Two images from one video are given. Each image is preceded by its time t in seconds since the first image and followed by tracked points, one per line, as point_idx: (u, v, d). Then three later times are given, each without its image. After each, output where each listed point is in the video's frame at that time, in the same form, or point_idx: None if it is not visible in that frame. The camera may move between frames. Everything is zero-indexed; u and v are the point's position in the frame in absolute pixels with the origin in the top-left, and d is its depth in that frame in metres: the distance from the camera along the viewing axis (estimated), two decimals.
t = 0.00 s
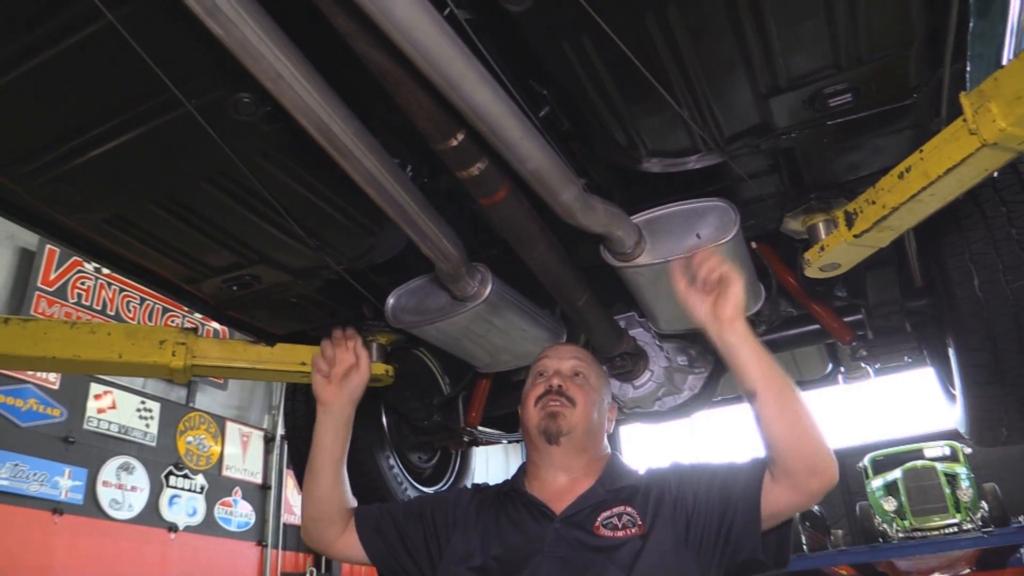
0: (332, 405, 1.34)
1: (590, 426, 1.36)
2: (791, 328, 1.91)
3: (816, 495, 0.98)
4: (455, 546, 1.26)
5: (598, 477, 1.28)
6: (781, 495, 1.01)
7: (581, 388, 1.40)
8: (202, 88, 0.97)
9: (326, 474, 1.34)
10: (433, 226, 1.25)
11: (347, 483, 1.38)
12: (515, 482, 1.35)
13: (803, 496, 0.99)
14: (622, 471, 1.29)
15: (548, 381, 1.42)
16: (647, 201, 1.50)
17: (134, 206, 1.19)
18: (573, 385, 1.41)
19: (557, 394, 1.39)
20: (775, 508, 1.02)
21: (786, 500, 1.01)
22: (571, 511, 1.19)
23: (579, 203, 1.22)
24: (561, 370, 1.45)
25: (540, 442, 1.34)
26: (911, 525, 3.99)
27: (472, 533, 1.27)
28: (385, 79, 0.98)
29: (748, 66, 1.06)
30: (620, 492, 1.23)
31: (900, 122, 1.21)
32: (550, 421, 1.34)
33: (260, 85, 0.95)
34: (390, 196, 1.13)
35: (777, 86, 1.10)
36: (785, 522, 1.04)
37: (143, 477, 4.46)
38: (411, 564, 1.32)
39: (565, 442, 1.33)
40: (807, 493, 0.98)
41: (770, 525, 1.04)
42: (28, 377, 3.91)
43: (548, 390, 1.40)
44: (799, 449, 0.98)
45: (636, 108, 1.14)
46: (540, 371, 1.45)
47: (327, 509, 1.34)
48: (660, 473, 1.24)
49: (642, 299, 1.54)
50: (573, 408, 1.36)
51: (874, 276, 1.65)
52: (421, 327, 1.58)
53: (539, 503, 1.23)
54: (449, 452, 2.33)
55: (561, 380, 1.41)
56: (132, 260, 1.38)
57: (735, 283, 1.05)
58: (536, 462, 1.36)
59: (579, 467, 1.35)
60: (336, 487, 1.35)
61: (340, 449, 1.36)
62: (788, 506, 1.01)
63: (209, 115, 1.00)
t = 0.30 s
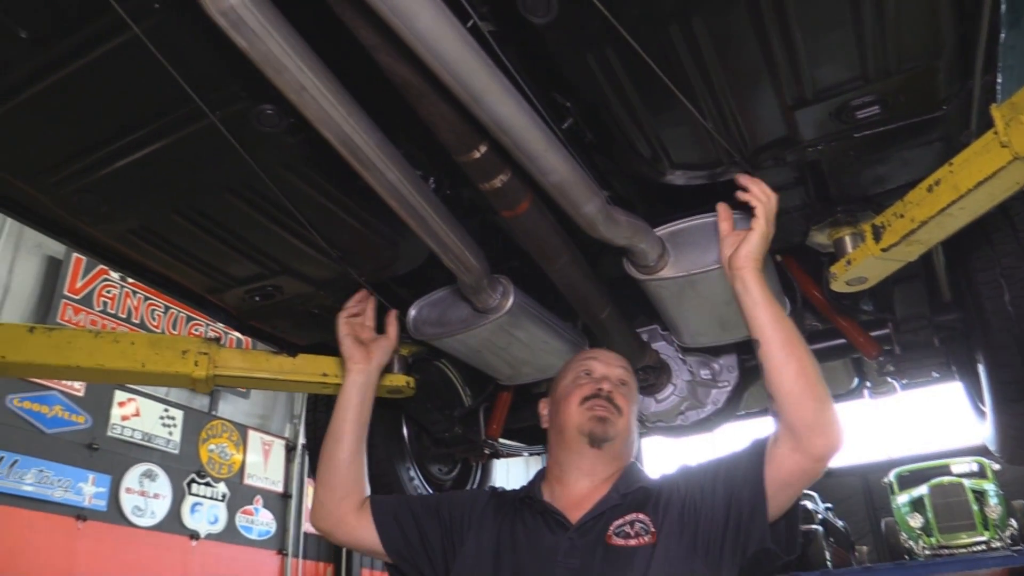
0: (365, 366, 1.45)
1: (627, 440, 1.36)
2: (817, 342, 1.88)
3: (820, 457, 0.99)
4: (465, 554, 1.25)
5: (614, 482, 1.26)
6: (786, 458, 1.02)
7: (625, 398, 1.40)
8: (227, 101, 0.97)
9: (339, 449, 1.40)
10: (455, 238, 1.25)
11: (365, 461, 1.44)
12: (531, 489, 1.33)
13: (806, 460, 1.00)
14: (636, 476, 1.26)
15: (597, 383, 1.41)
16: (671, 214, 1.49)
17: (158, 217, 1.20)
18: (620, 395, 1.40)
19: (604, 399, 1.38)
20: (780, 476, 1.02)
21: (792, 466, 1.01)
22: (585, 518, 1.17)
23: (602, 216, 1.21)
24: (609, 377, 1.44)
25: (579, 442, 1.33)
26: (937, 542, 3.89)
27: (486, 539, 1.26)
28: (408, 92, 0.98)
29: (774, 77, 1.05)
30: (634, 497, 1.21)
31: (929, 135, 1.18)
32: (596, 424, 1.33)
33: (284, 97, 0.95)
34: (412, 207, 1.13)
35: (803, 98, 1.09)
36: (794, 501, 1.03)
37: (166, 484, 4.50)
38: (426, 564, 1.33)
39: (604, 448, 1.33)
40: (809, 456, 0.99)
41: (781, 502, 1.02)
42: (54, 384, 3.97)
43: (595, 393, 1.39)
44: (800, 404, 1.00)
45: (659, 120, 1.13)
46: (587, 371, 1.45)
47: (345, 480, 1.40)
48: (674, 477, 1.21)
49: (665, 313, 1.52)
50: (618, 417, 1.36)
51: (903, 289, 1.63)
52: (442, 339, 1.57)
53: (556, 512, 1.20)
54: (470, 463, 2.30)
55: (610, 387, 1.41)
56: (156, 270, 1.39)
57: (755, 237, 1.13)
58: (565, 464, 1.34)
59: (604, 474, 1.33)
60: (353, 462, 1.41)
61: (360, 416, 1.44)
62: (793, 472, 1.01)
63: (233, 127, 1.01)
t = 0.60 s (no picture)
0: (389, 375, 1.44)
1: (657, 452, 1.33)
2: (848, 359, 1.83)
3: (857, 479, 0.96)
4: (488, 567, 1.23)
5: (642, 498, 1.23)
6: (822, 478, 0.98)
7: (659, 409, 1.37)
8: (252, 110, 0.97)
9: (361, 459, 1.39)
10: (479, 250, 1.24)
11: (388, 470, 1.42)
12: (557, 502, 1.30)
13: (843, 480, 0.96)
14: (665, 492, 1.23)
15: (631, 394, 1.39)
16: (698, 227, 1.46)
17: (184, 227, 1.21)
18: (654, 407, 1.37)
19: (638, 409, 1.36)
20: (814, 497, 0.99)
21: (828, 486, 0.97)
22: (612, 532, 1.15)
23: (628, 229, 1.19)
24: (645, 389, 1.41)
25: (607, 451, 1.31)
26: (970, 565, 3.79)
27: (509, 553, 1.23)
28: (433, 102, 0.97)
29: (806, 88, 1.02)
30: (664, 512, 1.18)
31: (966, 148, 1.15)
32: (626, 433, 1.31)
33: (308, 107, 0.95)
34: (436, 218, 1.13)
35: (836, 109, 1.06)
36: (829, 524, 0.99)
37: (191, 493, 4.52)
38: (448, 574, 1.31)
39: (632, 458, 1.30)
40: (846, 477, 0.96)
41: (815, 523, 0.99)
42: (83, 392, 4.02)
43: (629, 403, 1.37)
44: (840, 423, 0.97)
45: (687, 130, 1.11)
46: (623, 382, 1.42)
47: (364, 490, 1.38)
48: (705, 494, 1.18)
49: (692, 328, 1.49)
50: (650, 428, 1.33)
51: (936, 306, 1.58)
52: (465, 352, 1.56)
53: (582, 526, 1.18)
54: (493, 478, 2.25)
55: (645, 398, 1.38)
56: (181, 279, 1.39)
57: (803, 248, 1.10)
58: (593, 474, 1.32)
59: (633, 488, 1.31)
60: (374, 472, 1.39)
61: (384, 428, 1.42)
62: (828, 492, 0.98)
63: (258, 136, 1.01)
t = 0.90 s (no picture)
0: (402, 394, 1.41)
1: (677, 474, 1.30)
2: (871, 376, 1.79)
3: (886, 506, 0.92)
4: None
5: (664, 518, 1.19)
6: (851, 504, 0.95)
7: (678, 430, 1.34)
8: (259, 124, 0.96)
9: (371, 476, 1.36)
10: (490, 266, 1.22)
11: (399, 492, 1.39)
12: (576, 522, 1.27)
13: (873, 507, 0.93)
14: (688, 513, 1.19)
15: (650, 413, 1.36)
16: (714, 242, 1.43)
17: (193, 244, 1.20)
18: (674, 427, 1.34)
19: (657, 430, 1.33)
20: (842, 522, 0.96)
21: (856, 513, 0.94)
22: (634, 554, 1.11)
23: (643, 243, 1.17)
24: (665, 409, 1.38)
25: (626, 473, 1.27)
26: None
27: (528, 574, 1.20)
28: (442, 116, 0.95)
29: (823, 97, 1.00)
30: (686, 533, 1.14)
31: (990, 157, 1.12)
32: (646, 454, 1.28)
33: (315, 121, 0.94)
34: (446, 233, 1.11)
35: (855, 118, 1.03)
36: (855, 551, 0.96)
37: (207, 513, 4.51)
38: None
39: (652, 480, 1.26)
40: (876, 503, 0.93)
41: (842, 550, 0.96)
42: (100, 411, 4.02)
43: (648, 423, 1.34)
44: (873, 449, 0.94)
45: (702, 141, 1.09)
46: (641, 401, 1.40)
47: (376, 511, 1.35)
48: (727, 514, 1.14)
49: (709, 344, 1.46)
50: (669, 450, 1.30)
51: (960, 321, 1.53)
52: (478, 370, 1.53)
53: (601, 545, 1.15)
54: (508, 498, 2.20)
55: (664, 417, 1.35)
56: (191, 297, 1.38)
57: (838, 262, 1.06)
58: (612, 495, 1.28)
59: (653, 510, 1.27)
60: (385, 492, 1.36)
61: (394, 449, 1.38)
62: (856, 519, 0.94)
63: (265, 151, 1.00)
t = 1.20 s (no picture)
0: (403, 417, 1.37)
1: (682, 499, 1.25)
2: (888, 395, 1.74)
3: (901, 529, 0.88)
4: None
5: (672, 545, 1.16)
6: (865, 527, 0.91)
7: (680, 453, 1.30)
8: (257, 139, 0.94)
9: (376, 504, 1.33)
10: (495, 284, 1.19)
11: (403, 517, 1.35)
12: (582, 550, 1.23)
13: (887, 531, 0.89)
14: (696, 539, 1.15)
15: (651, 437, 1.31)
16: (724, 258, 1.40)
17: (192, 264, 1.18)
18: (676, 450, 1.30)
19: (658, 455, 1.28)
20: (855, 546, 0.92)
21: (870, 537, 0.90)
22: None
23: (651, 259, 1.14)
24: (666, 431, 1.34)
25: (627, 503, 1.23)
26: None
27: None
28: (443, 130, 0.93)
29: (835, 106, 0.97)
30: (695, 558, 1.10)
31: (1007, 167, 1.09)
32: (647, 483, 1.23)
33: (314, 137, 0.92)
34: (449, 251, 1.08)
35: (867, 128, 1.01)
36: None
37: (217, 538, 4.46)
38: None
39: (654, 510, 1.22)
40: (890, 528, 0.89)
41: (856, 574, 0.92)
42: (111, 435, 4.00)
43: (649, 448, 1.29)
44: (886, 471, 0.90)
45: (710, 153, 1.06)
46: (642, 424, 1.35)
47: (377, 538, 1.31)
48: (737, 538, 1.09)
49: (720, 362, 1.42)
50: (670, 476, 1.26)
51: (979, 337, 1.49)
52: (485, 391, 1.50)
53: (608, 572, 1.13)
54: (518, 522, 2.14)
55: (665, 440, 1.30)
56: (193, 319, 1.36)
57: (848, 278, 1.02)
58: (616, 524, 1.25)
59: (661, 538, 1.23)
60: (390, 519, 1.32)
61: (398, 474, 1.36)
62: (870, 542, 0.90)
63: (264, 168, 0.98)
